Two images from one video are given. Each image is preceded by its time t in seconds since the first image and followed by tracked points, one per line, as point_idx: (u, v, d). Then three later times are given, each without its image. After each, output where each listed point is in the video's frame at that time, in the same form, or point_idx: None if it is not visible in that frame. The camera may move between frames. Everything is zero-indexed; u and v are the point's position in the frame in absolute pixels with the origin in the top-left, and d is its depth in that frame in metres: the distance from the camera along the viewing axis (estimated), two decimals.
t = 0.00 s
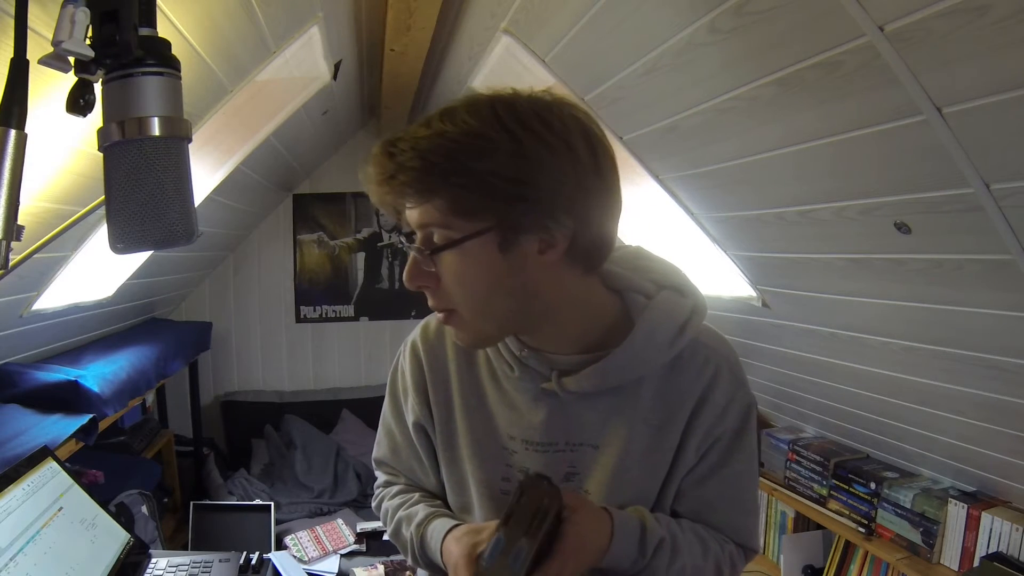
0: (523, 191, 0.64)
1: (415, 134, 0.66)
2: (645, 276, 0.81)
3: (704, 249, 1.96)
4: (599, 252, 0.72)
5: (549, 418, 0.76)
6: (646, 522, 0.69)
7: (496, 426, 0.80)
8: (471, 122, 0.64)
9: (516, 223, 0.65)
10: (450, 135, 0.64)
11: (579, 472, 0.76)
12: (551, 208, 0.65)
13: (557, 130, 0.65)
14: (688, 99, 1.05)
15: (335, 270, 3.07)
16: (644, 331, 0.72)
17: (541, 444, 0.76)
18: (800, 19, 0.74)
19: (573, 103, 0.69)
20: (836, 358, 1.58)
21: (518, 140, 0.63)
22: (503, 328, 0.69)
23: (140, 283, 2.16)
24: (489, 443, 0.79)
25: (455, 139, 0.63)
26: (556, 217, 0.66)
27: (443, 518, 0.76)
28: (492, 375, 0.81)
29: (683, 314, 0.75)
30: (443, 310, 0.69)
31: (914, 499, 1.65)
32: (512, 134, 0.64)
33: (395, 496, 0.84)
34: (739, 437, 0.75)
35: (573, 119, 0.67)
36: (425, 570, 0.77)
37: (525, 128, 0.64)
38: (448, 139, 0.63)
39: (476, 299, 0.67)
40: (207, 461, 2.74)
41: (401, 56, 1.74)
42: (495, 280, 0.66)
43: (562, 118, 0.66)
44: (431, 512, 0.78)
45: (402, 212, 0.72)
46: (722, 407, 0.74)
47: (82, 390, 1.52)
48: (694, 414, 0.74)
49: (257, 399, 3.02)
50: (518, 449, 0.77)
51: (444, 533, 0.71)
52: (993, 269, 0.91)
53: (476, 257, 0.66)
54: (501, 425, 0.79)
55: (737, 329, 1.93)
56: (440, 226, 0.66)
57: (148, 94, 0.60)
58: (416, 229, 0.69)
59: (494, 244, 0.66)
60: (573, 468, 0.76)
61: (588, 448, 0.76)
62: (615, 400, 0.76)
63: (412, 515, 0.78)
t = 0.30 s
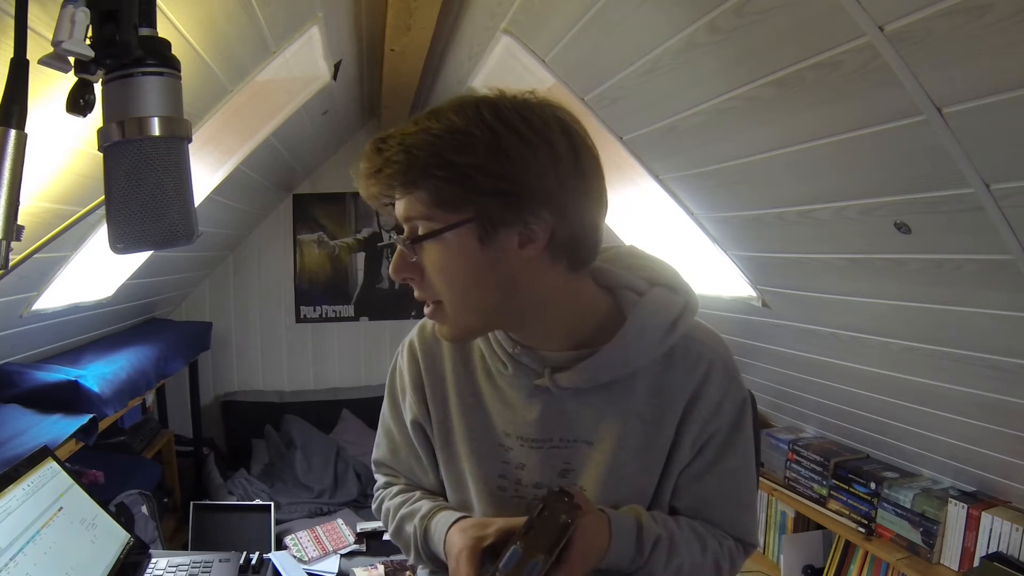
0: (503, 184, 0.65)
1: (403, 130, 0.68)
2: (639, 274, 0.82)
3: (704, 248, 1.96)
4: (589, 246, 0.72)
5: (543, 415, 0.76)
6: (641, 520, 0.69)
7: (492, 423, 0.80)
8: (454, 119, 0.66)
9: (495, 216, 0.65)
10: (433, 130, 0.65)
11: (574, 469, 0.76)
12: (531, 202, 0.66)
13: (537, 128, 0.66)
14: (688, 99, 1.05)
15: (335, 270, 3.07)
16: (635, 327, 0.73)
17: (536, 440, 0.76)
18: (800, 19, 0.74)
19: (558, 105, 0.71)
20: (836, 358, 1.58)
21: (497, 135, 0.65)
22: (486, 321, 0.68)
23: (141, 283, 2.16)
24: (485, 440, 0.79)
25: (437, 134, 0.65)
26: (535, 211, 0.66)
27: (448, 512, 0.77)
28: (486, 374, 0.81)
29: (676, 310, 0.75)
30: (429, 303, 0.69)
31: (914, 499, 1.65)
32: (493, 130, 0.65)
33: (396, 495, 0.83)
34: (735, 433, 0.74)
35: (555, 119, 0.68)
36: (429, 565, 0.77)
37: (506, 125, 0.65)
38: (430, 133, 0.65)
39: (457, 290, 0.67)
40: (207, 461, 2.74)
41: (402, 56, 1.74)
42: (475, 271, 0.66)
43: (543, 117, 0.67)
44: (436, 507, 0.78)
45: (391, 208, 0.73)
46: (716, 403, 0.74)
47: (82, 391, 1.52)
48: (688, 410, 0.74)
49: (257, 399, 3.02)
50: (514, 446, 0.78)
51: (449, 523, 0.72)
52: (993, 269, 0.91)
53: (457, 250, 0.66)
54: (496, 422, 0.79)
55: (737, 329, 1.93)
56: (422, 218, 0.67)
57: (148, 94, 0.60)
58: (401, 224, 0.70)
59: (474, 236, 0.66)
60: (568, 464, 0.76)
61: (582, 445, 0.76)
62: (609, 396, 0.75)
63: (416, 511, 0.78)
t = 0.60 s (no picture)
0: (497, 182, 0.65)
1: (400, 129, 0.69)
2: (638, 272, 0.82)
3: (704, 248, 1.96)
4: (585, 243, 0.72)
5: (541, 411, 0.77)
6: (645, 521, 0.69)
7: (490, 421, 0.80)
8: (450, 118, 0.66)
9: (490, 213, 0.65)
10: (429, 130, 0.66)
11: (572, 466, 0.76)
12: (525, 200, 0.66)
13: (532, 128, 0.67)
14: (687, 99, 1.05)
15: (335, 270, 3.07)
16: (630, 323, 0.73)
17: (534, 437, 0.77)
18: (799, 19, 0.74)
19: (554, 106, 0.71)
20: (836, 358, 1.58)
21: (492, 134, 0.65)
22: (482, 319, 0.68)
23: (141, 283, 2.16)
24: (484, 438, 0.80)
25: (433, 133, 0.65)
26: (530, 209, 0.66)
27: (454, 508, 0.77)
28: (484, 372, 0.81)
29: (672, 306, 0.75)
30: (426, 300, 0.69)
31: (914, 499, 1.65)
32: (488, 129, 0.65)
33: (396, 496, 0.83)
34: (734, 431, 0.74)
35: (550, 120, 0.68)
36: (435, 563, 0.77)
37: (501, 124, 0.66)
38: (426, 132, 0.65)
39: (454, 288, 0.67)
40: (207, 462, 2.74)
41: (402, 56, 1.74)
42: (471, 269, 0.66)
43: (538, 118, 0.68)
44: (441, 503, 0.78)
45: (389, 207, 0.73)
46: (715, 401, 0.74)
47: (82, 390, 1.52)
48: (686, 407, 0.74)
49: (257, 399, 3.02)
50: (512, 443, 0.78)
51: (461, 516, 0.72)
52: (993, 269, 0.91)
53: (452, 248, 0.66)
54: (493, 420, 0.79)
55: (736, 329, 1.93)
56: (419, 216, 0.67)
57: (148, 94, 0.60)
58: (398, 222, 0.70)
59: (469, 234, 0.66)
60: (566, 461, 0.76)
61: (579, 442, 0.76)
62: (607, 393, 0.75)
63: (420, 509, 0.78)
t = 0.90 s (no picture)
0: (497, 181, 0.65)
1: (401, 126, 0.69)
2: (637, 272, 0.82)
3: (703, 248, 1.96)
4: (586, 241, 0.72)
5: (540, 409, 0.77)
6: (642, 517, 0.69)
7: (489, 420, 0.80)
8: (451, 117, 0.66)
9: (490, 212, 0.65)
10: (430, 128, 0.66)
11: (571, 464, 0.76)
12: (526, 199, 0.66)
13: (533, 127, 0.67)
14: (687, 100, 1.05)
15: (335, 270, 3.07)
16: (629, 321, 0.73)
17: (533, 435, 0.77)
18: (799, 20, 0.74)
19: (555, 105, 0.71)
20: (836, 358, 1.58)
21: (492, 133, 0.65)
22: (483, 318, 0.68)
23: (141, 283, 2.16)
24: (483, 437, 0.79)
25: (433, 131, 0.65)
26: (529, 209, 0.66)
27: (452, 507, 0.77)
28: (483, 371, 0.81)
29: (673, 305, 0.75)
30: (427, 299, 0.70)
31: (914, 499, 1.65)
32: (488, 128, 0.65)
33: (395, 494, 0.83)
34: (733, 430, 0.74)
35: (550, 119, 0.68)
36: (434, 563, 0.76)
37: (501, 123, 0.66)
38: (427, 130, 0.65)
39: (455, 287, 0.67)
40: (206, 462, 2.74)
41: (402, 56, 1.74)
42: (471, 268, 0.66)
43: (538, 117, 0.68)
44: (439, 503, 0.78)
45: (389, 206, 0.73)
46: (715, 401, 0.74)
47: (82, 391, 1.52)
48: (686, 407, 0.74)
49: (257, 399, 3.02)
50: (510, 442, 0.77)
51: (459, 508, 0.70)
52: (993, 270, 0.91)
53: (452, 248, 0.66)
54: (492, 418, 0.79)
55: (737, 328, 1.92)
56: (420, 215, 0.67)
57: (148, 94, 0.60)
58: (399, 221, 0.70)
59: (470, 233, 0.66)
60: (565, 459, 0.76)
61: (579, 441, 0.76)
62: (606, 392, 0.75)
63: (418, 509, 0.78)
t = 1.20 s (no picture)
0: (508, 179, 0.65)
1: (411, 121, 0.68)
2: (638, 272, 0.82)
3: (704, 248, 1.96)
4: (589, 244, 0.71)
5: (541, 411, 0.76)
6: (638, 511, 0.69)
7: (489, 420, 0.80)
8: (463, 114, 0.66)
9: (500, 210, 0.65)
10: (443, 124, 0.66)
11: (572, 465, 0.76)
12: (536, 199, 0.66)
13: (545, 127, 0.67)
14: (687, 100, 1.05)
15: (335, 270, 3.07)
16: (632, 323, 0.73)
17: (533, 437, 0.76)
18: (799, 20, 0.74)
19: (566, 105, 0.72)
20: (836, 358, 1.58)
21: (505, 131, 0.65)
22: (488, 316, 0.68)
23: (140, 283, 2.16)
24: (485, 438, 0.79)
25: (446, 128, 0.65)
26: (539, 208, 0.66)
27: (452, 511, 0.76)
28: (485, 372, 0.82)
29: (676, 307, 0.76)
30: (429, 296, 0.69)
31: (914, 499, 1.65)
32: (501, 126, 0.65)
33: (396, 495, 0.83)
34: (733, 431, 0.74)
35: (562, 120, 0.69)
36: (433, 566, 0.76)
37: (514, 122, 0.66)
38: (438, 126, 0.65)
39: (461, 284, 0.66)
40: (207, 461, 2.75)
41: (402, 55, 1.74)
42: (478, 266, 0.66)
43: (551, 117, 0.68)
44: (439, 506, 0.78)
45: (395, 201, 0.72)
46: (716, 401, 0.74)
47: (82, 391, 1.52)
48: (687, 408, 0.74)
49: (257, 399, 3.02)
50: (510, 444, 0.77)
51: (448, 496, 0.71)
52: (993, 270, 0.91)
53: (460, 244, 0.66)
54: (494, 420, 0.79)
55: (737, 329, 1.92)
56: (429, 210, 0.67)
57: (148, 94, 0.60)
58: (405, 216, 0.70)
59: (479, 231, 0.66)
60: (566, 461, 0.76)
61: (581, 442, 0.76)
62: (608, 393, 0.75)
63: (418, 511, 0.78)
